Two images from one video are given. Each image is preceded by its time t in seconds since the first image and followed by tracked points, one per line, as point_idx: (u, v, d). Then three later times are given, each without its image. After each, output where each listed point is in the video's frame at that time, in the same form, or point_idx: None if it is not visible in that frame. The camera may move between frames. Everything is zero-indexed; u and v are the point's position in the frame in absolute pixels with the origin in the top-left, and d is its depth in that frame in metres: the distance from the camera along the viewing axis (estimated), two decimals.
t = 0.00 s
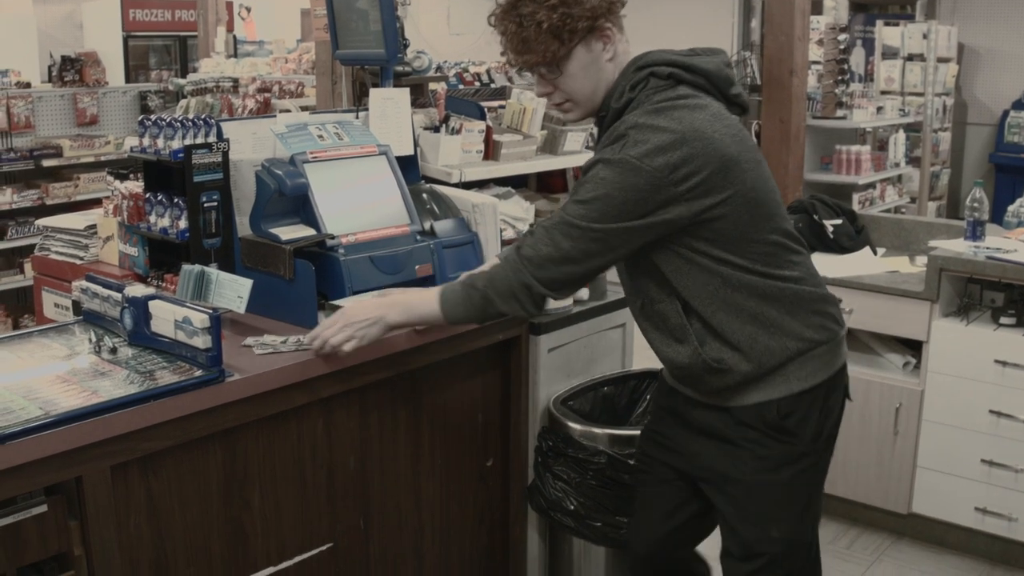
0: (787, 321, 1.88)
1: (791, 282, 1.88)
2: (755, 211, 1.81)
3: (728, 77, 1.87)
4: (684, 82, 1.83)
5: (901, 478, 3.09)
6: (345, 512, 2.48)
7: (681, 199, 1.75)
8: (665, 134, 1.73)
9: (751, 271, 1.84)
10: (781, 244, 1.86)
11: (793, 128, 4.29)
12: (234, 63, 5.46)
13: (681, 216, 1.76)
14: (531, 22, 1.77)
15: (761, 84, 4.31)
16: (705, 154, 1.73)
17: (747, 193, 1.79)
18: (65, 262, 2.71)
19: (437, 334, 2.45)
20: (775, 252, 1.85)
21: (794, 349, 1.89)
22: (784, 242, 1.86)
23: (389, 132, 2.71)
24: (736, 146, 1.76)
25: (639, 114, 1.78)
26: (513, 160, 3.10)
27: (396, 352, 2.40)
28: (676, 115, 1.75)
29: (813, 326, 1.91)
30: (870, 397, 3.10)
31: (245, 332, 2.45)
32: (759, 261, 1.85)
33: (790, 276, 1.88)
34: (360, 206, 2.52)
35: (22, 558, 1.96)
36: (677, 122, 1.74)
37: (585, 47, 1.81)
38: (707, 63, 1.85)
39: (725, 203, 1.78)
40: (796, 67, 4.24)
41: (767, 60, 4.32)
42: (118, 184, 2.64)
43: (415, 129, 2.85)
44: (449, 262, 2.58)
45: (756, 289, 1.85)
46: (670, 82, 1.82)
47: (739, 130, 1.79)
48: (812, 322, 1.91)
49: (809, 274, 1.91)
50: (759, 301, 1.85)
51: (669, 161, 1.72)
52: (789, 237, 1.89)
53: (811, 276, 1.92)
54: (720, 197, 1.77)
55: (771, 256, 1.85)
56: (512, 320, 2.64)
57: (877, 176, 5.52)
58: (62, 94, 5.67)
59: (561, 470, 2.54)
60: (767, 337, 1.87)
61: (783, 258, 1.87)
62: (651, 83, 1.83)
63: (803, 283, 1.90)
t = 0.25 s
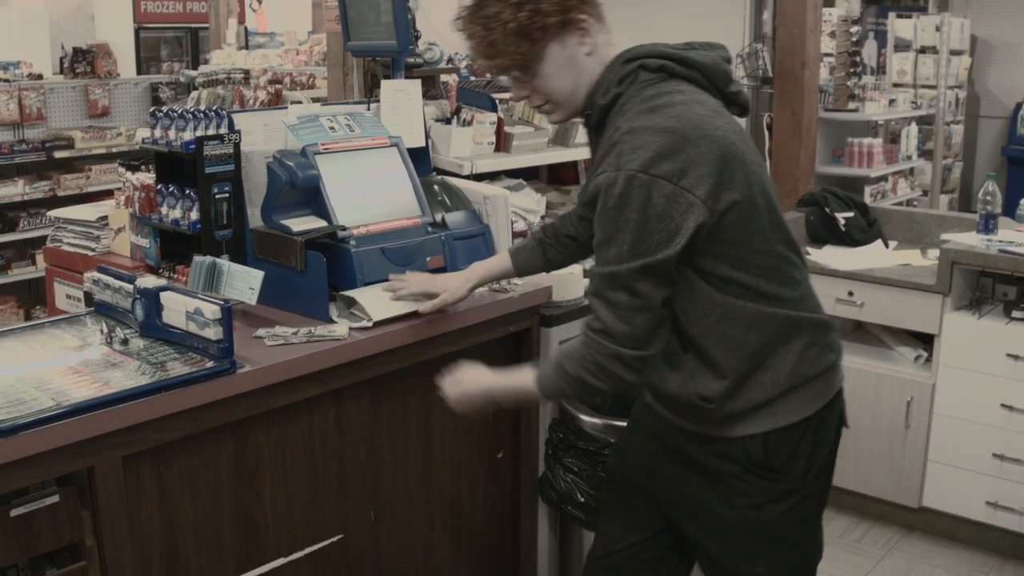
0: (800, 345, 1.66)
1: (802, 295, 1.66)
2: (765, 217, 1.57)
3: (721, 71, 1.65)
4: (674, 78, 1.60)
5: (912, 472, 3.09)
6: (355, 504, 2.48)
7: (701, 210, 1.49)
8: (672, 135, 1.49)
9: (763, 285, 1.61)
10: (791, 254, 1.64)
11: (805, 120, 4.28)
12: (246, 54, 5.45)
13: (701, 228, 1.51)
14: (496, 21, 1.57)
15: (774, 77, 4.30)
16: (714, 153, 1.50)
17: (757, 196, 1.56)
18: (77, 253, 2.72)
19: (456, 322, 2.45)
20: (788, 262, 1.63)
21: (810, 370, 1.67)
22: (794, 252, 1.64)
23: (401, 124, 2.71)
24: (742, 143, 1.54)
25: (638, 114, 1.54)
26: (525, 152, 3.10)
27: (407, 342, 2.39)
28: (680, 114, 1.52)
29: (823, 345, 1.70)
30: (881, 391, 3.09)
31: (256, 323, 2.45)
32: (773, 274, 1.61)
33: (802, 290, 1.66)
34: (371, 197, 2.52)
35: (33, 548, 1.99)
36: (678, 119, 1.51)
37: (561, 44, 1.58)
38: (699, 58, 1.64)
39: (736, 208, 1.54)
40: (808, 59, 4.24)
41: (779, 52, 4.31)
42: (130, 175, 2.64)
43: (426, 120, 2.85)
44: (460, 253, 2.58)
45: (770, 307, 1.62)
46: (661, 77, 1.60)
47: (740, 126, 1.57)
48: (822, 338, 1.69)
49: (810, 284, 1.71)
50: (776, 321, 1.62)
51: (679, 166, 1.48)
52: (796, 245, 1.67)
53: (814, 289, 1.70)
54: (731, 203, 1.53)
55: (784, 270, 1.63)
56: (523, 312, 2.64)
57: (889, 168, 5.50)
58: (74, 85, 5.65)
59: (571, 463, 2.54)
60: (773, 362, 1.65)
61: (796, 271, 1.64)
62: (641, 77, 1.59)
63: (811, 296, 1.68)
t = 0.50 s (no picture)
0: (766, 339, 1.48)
1: (758, 283, 1.48)
2: (702, 200, 1.40)
3: (631, 59, 1.47)
4: (581, 69, 1.42)
5: (923, 464, 3.08)
6: (366, 493, 2.49)
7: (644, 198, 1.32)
8: (592, 122, 1.33)
9: (713, 280, 1.43)
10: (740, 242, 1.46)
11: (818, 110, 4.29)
12: (258, 44, 5.44)
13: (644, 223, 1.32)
14: (385, 38, 1.42)
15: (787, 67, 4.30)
16: (636, 132, 1.33)
17: (690, 177, 1.39)
18: (89, 242, 2.72)
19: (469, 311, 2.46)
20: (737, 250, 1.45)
21: (767, 371, 1.48)
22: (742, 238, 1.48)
23: (413, 114, 2.70)
24: (660, 121, 1.37)
25: (559, 109, 1.36)
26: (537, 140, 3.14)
27: (419, 332, 2.39)
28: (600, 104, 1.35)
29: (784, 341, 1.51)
30: (893, 382, 3.09)
31: (269, 313, 2.45)
32: (723, 262, 1.43)
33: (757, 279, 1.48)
34: (383, 186, 2.53)
35: (45, 536, 1.99)
36: (592, 108, 1.35)
37: (458, 60, 1.41)
38: (610, 51, 1.46)
39: (670, 189, 1.37)
40: (821, 49, 4.24)
41: (791, 42, 4.31)
42: (142, 164, 2.64)
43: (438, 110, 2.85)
44: (472, 242, 2.59)
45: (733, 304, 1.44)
46: (568, 70, 1.41)
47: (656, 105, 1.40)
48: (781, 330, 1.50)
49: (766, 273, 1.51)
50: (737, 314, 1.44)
51: (613, 145, 1.31)
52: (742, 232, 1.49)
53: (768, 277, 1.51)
54: (664, 186, 1.36)
55: (737, 259, 1.45)
56: (535, 302, 2.63)
57: (902, 159, 5.49)
58: (86, 75, 5.60)
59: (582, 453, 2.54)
60: (728, 364, 1.46)
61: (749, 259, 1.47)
62: (550, 74, 1.41)
63: (766, 285, 1.49)
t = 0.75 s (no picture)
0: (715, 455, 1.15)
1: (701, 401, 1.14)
2: (633, 326, 1.08)
3: (527, 142, 1.14)
4: (472, 172, 1.07)
5: (936, 457, 3.07)
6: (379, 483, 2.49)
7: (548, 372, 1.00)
8: (475, 282, 0.98)
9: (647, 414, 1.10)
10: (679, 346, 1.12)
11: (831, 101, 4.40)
12: (272, 34, 5.43)
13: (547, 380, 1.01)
14: (258, 192, 1.09)
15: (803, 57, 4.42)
16: (539, 283, 0.99)
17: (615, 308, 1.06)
18: (104, 231, 2.73)
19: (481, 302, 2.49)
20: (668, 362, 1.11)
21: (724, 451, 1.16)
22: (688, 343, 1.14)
23: (427, 104, 2.70)
24: (577, 245, 1.04)
25: (439, 258, 1.03)
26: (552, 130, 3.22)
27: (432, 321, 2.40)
28: (492, 243, 1.02)
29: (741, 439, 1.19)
30: (908, 373, 3.08)
31: (283, 302, 2.45)
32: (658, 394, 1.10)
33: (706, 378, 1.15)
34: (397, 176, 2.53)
35: (59, 524, 2.01)
36: (480, 252, 1.00)
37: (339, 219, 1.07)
38: (496, 140, 1.12)
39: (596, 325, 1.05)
40: (836, 40, 4.34)
41: (806, 33, 4.42)
42: (157, 154, 2.65)
43: (453, 101, 2.85)
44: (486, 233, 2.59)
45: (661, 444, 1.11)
46: (460, 190, 1.07)
47: (573, 204, 1.09)
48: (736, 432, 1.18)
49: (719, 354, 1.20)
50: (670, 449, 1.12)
51: (509, 290, 0.97)
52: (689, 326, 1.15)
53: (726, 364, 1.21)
54: (575, 331, 1.03)
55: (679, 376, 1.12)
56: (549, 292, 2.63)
57: (917, 151, 5.48)
58: (100, 64, 5.30)
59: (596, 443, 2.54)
60: (683, 475, 1.14)
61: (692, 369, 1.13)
62: (443, 206, 1.07)
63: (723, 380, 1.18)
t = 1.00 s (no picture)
0: None
1: None
2: None
3: (324, 413, 0.96)
4: (267, 488, 0.92)
5: (950, 446, 3.07)
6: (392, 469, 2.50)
7: None
8: None
9: None
10: None
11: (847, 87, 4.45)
12: (287, 20, 5.42)
13: None
14: None
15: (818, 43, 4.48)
16: None
17: None
18: (118, 216, 2.73)
19: (499, 287, 2.46)
20: None
21: None
22: None
23: (442, 89, 2.70)
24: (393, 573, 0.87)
25: None
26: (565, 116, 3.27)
27: (446, 307, 2.38)
28: None
29: None
30: (922, 361, 3.07)
31: (295, 287, 2.46)
32: None
33: None
34: (411, 161, 2.53)
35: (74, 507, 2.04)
36: None
37: None
38: (292, 429, 0.95)
39: None
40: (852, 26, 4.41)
41: (822, 19, 4.50)
42: (171, 139, 2.65)
43: (467, 87, 2.85)
44: (500, 219, 2.59)
45: None
46: (265, 514, 0.91)
47: (380, 473, 0.91)
48: None
49: None
50: None
51: None
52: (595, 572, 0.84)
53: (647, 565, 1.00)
54: None
55: None
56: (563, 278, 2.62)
57: (932, 138, 5.47)
58: (114, 50, 5.22)
59: (609, 429, 2.54)
60: None
61: None
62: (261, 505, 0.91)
63: None
